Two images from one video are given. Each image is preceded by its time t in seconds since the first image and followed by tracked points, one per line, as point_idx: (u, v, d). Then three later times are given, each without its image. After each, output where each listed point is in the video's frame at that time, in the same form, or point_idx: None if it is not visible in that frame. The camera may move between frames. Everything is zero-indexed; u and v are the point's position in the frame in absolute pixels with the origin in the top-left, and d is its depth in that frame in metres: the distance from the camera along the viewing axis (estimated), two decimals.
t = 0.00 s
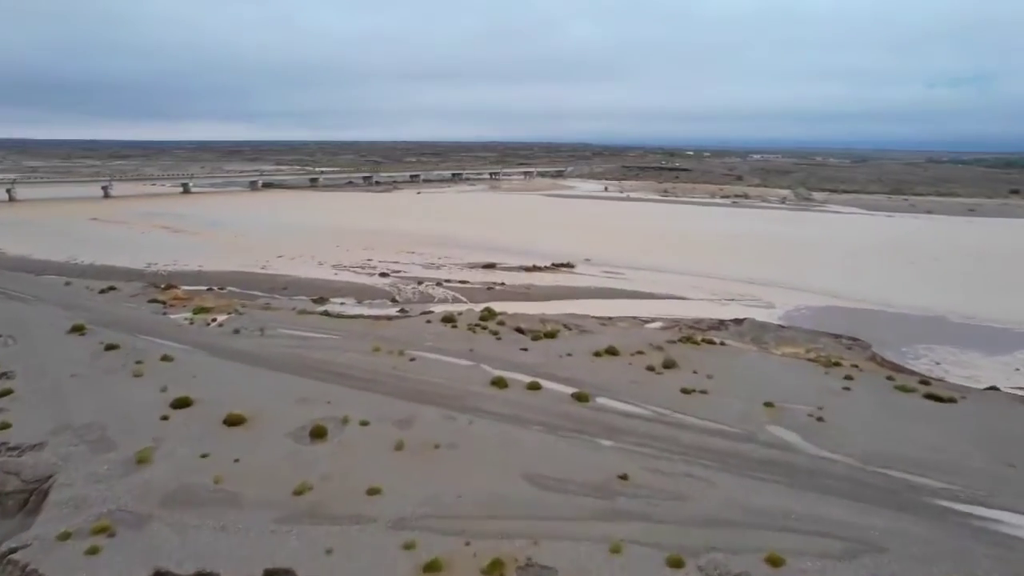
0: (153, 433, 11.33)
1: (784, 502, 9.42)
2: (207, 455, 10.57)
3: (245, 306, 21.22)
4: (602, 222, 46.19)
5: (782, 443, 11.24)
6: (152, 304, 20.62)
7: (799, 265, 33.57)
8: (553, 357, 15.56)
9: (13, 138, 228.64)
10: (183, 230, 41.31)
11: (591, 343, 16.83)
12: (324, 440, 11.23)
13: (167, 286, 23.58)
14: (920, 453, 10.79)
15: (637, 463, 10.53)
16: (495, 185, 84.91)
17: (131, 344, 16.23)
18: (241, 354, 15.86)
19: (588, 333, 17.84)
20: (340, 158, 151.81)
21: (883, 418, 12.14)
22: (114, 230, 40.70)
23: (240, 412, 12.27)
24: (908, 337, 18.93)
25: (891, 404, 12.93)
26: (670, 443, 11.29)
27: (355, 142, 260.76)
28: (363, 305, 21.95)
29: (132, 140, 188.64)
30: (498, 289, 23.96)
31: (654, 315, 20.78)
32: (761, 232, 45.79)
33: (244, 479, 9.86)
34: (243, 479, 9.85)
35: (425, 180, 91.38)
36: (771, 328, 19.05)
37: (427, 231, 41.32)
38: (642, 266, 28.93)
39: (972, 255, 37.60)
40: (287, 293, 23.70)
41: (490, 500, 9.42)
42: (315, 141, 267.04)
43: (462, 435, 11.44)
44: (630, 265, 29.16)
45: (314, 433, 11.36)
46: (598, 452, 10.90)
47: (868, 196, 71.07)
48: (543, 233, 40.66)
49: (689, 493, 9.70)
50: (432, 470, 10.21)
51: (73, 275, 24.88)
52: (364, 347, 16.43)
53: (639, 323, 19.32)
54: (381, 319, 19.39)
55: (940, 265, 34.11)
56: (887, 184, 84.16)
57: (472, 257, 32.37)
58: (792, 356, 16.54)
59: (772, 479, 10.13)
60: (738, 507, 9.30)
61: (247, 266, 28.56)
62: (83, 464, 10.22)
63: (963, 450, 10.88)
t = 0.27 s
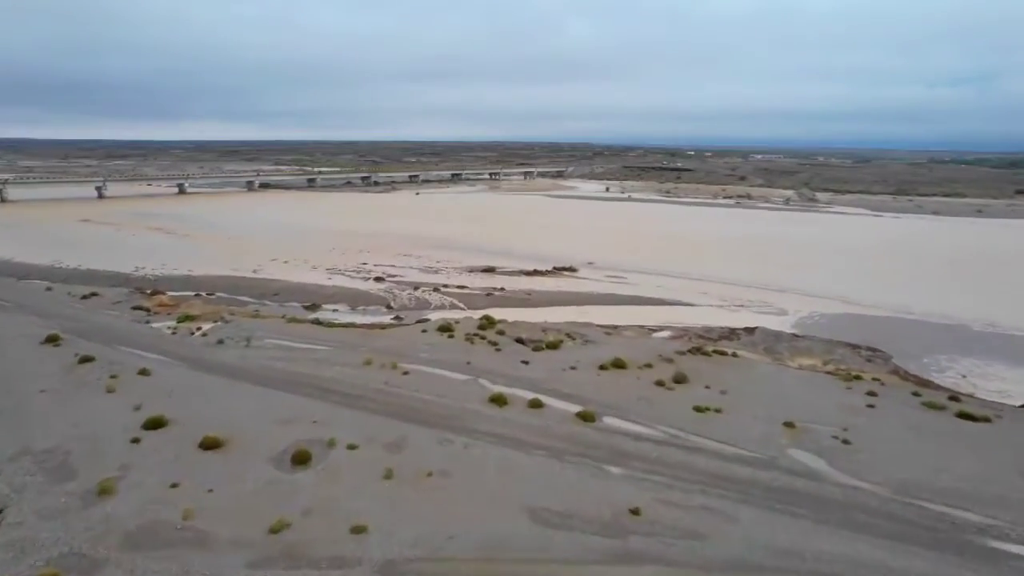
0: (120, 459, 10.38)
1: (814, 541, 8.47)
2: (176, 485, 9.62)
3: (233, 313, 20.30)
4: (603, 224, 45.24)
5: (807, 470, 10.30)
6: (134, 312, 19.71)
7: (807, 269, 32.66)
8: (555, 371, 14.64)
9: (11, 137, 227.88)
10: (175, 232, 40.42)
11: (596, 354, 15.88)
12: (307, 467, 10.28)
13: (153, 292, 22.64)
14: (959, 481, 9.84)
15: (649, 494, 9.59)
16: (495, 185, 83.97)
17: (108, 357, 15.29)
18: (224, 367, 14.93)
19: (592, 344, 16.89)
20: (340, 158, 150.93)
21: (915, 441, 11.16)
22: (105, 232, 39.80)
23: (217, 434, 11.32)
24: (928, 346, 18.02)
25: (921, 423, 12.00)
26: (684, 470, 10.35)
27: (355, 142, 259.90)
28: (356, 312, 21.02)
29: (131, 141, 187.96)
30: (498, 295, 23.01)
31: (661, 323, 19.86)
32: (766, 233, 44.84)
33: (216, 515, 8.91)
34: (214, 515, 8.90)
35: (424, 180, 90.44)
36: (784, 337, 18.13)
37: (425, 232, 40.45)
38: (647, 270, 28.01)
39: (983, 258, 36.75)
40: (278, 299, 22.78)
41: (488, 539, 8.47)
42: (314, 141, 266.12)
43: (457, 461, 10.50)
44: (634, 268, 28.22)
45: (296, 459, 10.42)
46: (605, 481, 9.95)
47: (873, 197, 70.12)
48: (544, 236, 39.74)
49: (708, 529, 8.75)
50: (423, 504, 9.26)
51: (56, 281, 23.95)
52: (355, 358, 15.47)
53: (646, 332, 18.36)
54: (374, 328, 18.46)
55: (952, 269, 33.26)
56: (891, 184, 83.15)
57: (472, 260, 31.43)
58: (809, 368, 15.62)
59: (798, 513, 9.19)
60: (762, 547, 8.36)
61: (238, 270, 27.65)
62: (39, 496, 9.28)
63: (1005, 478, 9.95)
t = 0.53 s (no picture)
0: (81, 490, 9.44)
1: None
2: (140, 522, 8.68)
3: (219, 321, 19.37)
4: (605, 226, 44.32)
5: (836, 502, 9.37)
6: (115, 320, 18.78)
7: (816, 273, 31.72)
8: (558, 386, 13.71)
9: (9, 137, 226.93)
10: (167, 233, 39.47)
11: (601, 368, 14.95)
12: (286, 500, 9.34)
13: (137, 298, 21.70)
14: (1006, 516, 8.90)
15: (663, 532, 8.66)
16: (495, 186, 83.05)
17: (81, 370, 14.35)
18: (205, 382, 13.99)
19: (596, 356, 15.97)
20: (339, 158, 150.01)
21: (952, 468, 10.23)
22: (95, 234, 38.85)
23: (190, 460, 10.38)
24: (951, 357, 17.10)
25: (955, 447, 11.07)
26: (700, 503, 9.41)
27: (355, 142, 258.99)
28: (349, 320, 20.10)
29: (130, 141, 187.11)
30: (497, 301, 22.08)
31: (668, 332, 18.94)
32: (772, 235, 43.90)
33: (181, 558, 7.97)
34: (178, 558, 7.96)
35: (424, 180, 89.51)
36: (798, 347, 17.21)
37: (423, 234, 39.54)
38: (652, 274, 27.07)
39: (995, 261, 35.86)
40: (268, 306, 21.84)
41: None
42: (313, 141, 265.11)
43: (452, 492, 9.57)
44: (638, 273, 27.29)
45: (275, 491, 9.47)
46: (613, 516, 9.01)
47: (879, 198, 69.17)
48: (545, 238, 38.83)
49: None
50: (414, 545, 8.32)
51: (37, 287, 23.01)
52: (344, 372, 14.54)
53: (653, 342, 17.42)
54: (367, 338, 17.52)
55: (964, 272, 32.37)
56: (896, 184, 82.21)
57: (470, 264, 30.52)
58: (827, 383, 14.69)
59: (831, 554, 8.26)
60: None
61: (228, 274, 26.71)
62: None
63: None
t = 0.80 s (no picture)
0: (32, 530, 8.48)
1: None
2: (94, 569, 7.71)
3: (204, 330, 18.39)
4: (608, 227, 43.36)
5: (874, 543, 8.41)
6: (94, 329, 17.82)
7: (827, 277, 30.74)
8: (562, 404, 12.75)
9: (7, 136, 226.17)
10: (159, 235, 38.47)
11: (608, 384, 13.97)
12: (261, 541, 8.38)
13: (120, 305, 20.73)
14: None
15: None
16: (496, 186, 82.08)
17: (50, 386, 13.38)
18: (183, 399, 13.02)
19: (602, 370, 15.00)
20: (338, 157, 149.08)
21: (999, 503, 9.26)
22: (84, 236, 37.84)
23: (157, 493, 9.40)
24: (978, 370, 16.13)
25: (998, 476, 10.10)
26: (721, 544, 8.44)
27: (355, 142, 257.94)
28: (341, 329, 19.14)
29: (129, 142, 186.16)
30: (496, 309, 21.12)
31: (677, 343, 17.96)
32: (779, 237, 42.93)
33: None
34: None
35: (423, 180, 88.55)
36: (816, 360, 16.24)
37: (421, 237, 38.58)
38: (657, 279, 26.09)
39: (1009, 264, 34.89)
40: (256, 314, 20.87)
41: None
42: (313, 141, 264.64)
43: (446, 532, 8.58)
44: (643, 277, 26.31)
45: (249, 530, 8.51)
46: (625, 560, 8.03)
47: (885, 199, 68.15)
48: (546, 240, 37.88)
49: None
50: None
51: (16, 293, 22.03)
52: (333, 388, 13.56)
53: (662, 354, 16.44)
54: (359, 349, 16.57)
55: (978, 276, 31.41)
56: (901, 185, 81.23)
57: (470, 267, 29.55)
58: (850, 399, 13.71)
59: None
60: None
61: (217, 278, 25.73)
62: None
63: None
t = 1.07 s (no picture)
0: None
1: None
2: None
3: (188, 340, 17.45)
4: (611, 229, 42.42)
5: None
6: (70, 339, 16.87)
7: (837, 282, 29.81)
8: (566, 425, 11.83)
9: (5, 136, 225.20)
10: (150, 238, 37.51)
11: (615, 402, 13.03)
12: None
13: (102, 313, 19.79)
14: None
15: None
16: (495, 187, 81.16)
17: (15, 405, 12.43)
18: (159, 419, 12.08)
19: (609, 387, 14.06)
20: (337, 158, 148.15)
21: None
22: (73, 239, 36.88)
23: (118, 533, 8.45)
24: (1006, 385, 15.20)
25: None
26: None
27: (355, 142, 256.91)
28: (332, 340, 18.19)
29: (127, 143, 185.09)
30: (495, 317, 20.18)
31: (686, 355, 17.04)
32: (785, 239, 41.99)
33: None
34: None
35: (423, 181, 87.62)
36: (835, 373, 15.31)
37: (419, 239, 37.67)
38: (663, 284, 25.15)
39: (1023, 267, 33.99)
40: (244, 322, 19.92)
41: None
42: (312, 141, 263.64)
43: None
44: (648, 282, 25.35)
45: None
46: None
47: (891, 200, 67.18)
48: (547, 243, 36.95)
49: None
50: None
51: None
52: (319, 408, 12.62)
53: (671, 368, 15.51)
54: (350, 363, 15.63)
55: (992, 280, 30.51)
56: (906, 185, 80.24)
57: (469, 270, 28.62)
58: (875, 418, 12.79)
59: None
60: None
61: (206, 284, 24.78)
62: None
63: None
